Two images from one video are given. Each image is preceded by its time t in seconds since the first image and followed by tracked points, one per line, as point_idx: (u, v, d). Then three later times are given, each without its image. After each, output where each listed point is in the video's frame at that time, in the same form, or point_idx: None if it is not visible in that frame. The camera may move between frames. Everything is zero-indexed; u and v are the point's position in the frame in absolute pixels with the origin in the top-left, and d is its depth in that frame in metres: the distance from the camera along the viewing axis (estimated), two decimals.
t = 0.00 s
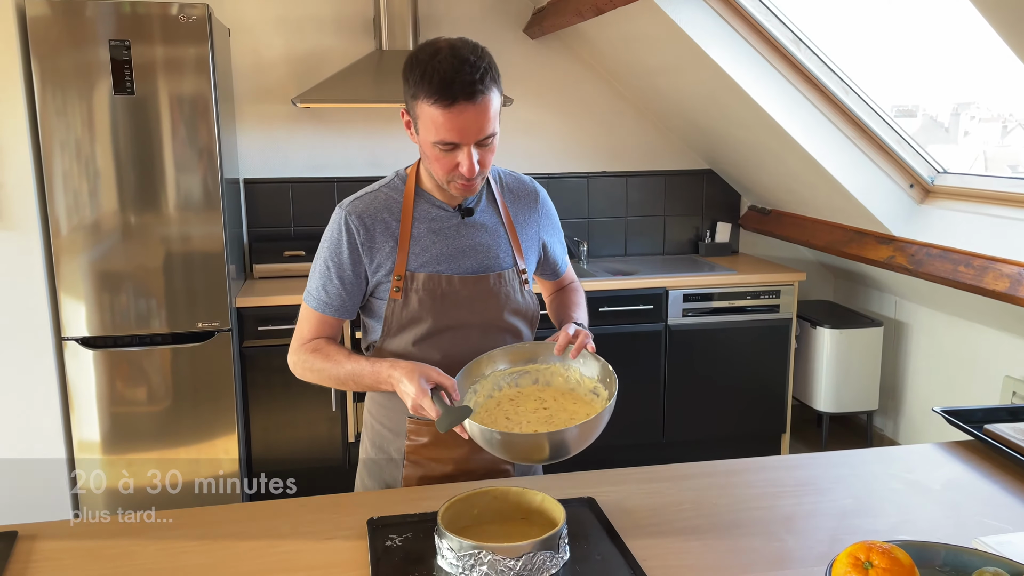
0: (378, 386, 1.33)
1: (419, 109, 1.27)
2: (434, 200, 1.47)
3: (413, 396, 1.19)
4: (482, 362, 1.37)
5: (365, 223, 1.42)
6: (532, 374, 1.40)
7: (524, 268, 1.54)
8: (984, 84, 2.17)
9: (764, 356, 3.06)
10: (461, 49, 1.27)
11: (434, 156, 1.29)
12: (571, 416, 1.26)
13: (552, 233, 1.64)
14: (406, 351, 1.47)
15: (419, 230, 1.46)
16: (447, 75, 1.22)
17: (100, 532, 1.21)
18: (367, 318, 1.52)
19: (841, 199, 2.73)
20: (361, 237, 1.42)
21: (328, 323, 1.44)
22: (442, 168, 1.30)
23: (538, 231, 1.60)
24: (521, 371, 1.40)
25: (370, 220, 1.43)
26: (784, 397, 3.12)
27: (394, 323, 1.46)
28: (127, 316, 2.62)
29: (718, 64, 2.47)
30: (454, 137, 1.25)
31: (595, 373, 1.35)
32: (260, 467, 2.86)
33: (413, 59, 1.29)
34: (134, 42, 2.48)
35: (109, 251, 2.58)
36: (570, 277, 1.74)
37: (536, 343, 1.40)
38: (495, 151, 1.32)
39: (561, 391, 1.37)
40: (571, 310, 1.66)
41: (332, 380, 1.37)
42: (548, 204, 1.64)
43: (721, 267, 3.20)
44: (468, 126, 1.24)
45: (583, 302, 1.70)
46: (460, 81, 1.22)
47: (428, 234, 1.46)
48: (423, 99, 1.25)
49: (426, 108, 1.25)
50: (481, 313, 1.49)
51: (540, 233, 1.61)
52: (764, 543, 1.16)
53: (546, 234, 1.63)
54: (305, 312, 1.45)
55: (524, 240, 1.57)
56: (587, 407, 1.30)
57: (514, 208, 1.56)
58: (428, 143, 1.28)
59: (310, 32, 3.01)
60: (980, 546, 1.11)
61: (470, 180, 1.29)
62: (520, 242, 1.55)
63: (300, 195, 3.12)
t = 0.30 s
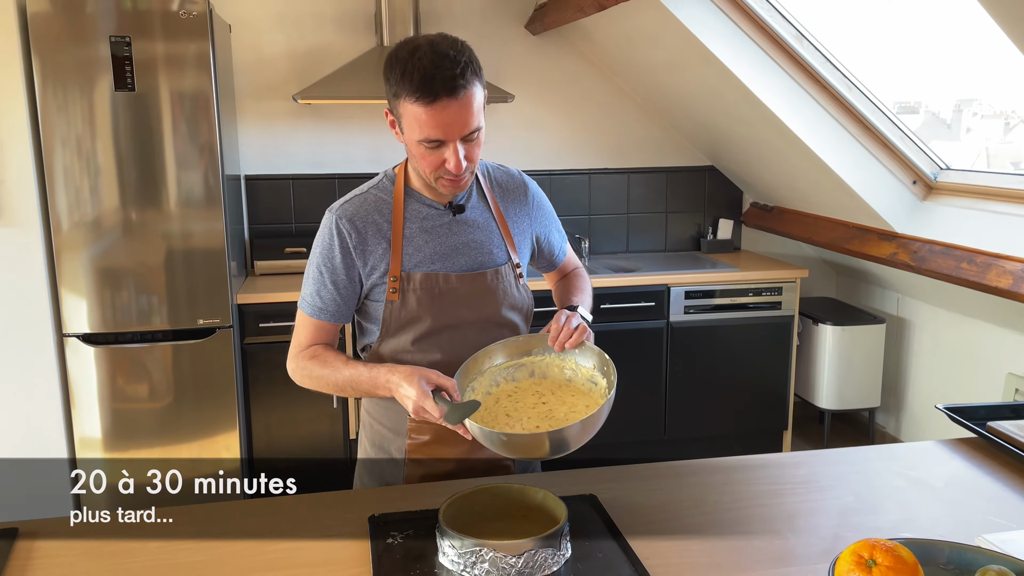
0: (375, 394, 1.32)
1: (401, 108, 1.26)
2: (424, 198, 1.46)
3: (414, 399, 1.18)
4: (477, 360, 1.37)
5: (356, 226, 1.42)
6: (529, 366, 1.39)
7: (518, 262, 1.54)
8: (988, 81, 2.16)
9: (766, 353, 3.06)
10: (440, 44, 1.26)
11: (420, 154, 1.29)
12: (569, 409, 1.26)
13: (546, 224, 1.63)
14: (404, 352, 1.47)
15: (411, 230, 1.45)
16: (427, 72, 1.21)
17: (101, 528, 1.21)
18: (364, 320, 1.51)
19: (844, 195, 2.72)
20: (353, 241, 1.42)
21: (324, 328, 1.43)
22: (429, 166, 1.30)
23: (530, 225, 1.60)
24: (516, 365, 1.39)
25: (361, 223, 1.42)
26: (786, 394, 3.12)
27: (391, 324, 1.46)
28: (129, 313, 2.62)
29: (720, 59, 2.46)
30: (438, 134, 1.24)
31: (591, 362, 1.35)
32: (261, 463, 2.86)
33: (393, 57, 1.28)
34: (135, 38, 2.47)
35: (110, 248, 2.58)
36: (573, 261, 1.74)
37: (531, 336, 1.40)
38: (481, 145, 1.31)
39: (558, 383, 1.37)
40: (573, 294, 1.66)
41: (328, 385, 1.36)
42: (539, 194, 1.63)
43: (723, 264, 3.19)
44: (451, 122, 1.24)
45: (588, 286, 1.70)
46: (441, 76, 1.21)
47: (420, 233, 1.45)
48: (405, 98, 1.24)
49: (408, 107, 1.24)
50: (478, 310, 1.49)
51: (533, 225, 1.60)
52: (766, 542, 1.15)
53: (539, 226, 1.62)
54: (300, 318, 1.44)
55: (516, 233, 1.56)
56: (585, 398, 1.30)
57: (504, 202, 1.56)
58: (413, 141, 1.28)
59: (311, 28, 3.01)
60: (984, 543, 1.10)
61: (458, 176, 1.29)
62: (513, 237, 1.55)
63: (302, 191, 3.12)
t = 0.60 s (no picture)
0: (365, 397, 1.31)
1: (389, 110, 1.26)
2: (418, 197, 1.45)
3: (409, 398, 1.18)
4: (478, 354, 1.35)
5: (349, 227, 1.41)
6: (528, 353, 1.39)
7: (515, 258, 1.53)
8: (990, 77, 2.15)
9: (768, 350, 3.05)
10: (427, 43, 1.25)
11: (411, 155, 1.29)
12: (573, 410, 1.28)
13: (544, 216, 1.62)
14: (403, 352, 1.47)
15: (405, 230, 1.44)
16: (414, 73, 1.20)
17: (102, 526, 1.20)
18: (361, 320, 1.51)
19: (846, 192, 2.72)
20: (347, 242, 1.41)
21: (320, 330, 1.43)
22: (420, 167, 1.29)
23: (527, 220, 1.59)
24: (515, 352, 1.38)
25: (354, 224, 1.41)
26: (788, 391, 3.12)
27: (389, 325, 1.46)
28: (130, 309, 2.62)
29: (723, 55, 2.45)
30: (428, 136, 1.24)
31: (592, 355, 1.36)
32: (262, 460, 2.86)
33: (377, 58, 1.27)
34: (135, 34, 2.46)
35: (110, 244, 2.57)
36: (575, 246, 1.73)
37: (530, 325, 1.37)
38: (472, 143, 1.31)
39: (559, 371, 1.38)
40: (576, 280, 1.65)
41: (319, 383, 1.35)
42: (534, 184, 1.61)
43: (725, 260, 3.19)
44: (440, 123, 1.23)
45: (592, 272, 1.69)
46: (427, 78, 1.20)
47: (415, 233, 1.45)
48: (392, 101, 1.23)
49: (395, 110, 1.24)
50: (476, 309, 1.48)
51: (529, 219, 1.59)
52: (768, 539, 1.15)
53: (536, 219, 1.61)
54: (296, 320, 1.44)
55: (512, 228, 1.55)
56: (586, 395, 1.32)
57: (498, 197, 1.54)
58: (402, 142, 1.27)
59: (313, 25, 3.00)
60: (986, 541, 1.10)
61: (450, 175, 1.28)
62: (509, 233, 1.54)
63: (303, 188, 3.11)
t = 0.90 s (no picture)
0: (320, 355, 1.29)
1: (374, 115, 1.25)
2: (409, 197, 1.45)
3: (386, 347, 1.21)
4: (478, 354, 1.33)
5: (340, 225, 1.41)
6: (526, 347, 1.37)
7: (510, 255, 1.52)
8: (991, 74, 2.15)
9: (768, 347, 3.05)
10: (407, 45, 1.23)
11: (399, 158, 1.29)
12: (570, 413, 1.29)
13: (539, 210, 1.61)
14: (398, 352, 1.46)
15: (397, 230, 1.44)
16: (396, 78, 1.19)
17: (102, 525, 1.20)
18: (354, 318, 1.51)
19: (846, 189, 2.72)
20: (337, 240, 1.41)
21: (297, 326, 1.42)
22: (411, 170, 1.29)
23: (520, 216, 1.58)
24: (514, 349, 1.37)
25: (345, 222, 1.42)
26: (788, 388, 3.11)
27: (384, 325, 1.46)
28: (130, 307, 2.62)
29: (723, 52, 2.45)
30: (415, 141, 1.24)
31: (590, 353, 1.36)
32: (262, 457, 2.86)
33: (359, 61, 1.25)
34: (135, 31, 2.46)
35: (110, 242, 2.57)
36: (576, 233, 1.71)
37: (528, 322, 1.35)
38: (459, 143, 1.31)
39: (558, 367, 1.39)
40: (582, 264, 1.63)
41: (283, 347, 1.35)
42: (529, 175, 1.60)
43: (725, 258, 3.18)
44: (426, 127, 1.22)
45: (598, 259, 1.66)
46: (409, 82, 1.19)
47: (406, 232, 1.45)
48: (376, 107, 1.23)
49: (380, 115, 1.23)
50: (473, 309, 1.48)
51: (524, 214, 1.59)
52: (768, 536, 1.15)
53: (531, 213, 1.60)
54: (274, 314, 1.43)
55: (505, 225, 1.55)
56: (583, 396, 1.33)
57: (491, 193, 1.54)
58: (390, 147, 1.27)
59: (313, 22, 3.00)
60: (986, 538, 1.10)
61: (439, 177, 1.28)
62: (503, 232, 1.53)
63: (303, 185, 3.11)
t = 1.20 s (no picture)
0: (321, 329, 1.26)
1: (356, 121, 1.24)
2: (399, 197, 1.45)
3: (399, 327, 1.21)
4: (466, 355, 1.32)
5: (332, 220, 1.42)
6: (519, 346, 1.35)
7: (503, 256, 1.52)
8: (990, 71, 2.15)
9: (767, 344, 3.06)
10: (386, 48, 1.22)
11: (385, 163, 1.28)
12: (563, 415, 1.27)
13: (531, 208, 1.60)
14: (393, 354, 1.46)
15: (388, 230, 1.44)
16: (375, 85, 1.18)
17: (103, 524, 1.20)
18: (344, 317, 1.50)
19: (845, 187, 2.72)
20: (328, 236, 1.41)
21: (276, 318, 1.39)
22: (397, 175, 1.29)
23: (513, 216, 1.57)
24: (507, 346, 1.35)
25: (337, 218, 1.42)
26: (786, 386, 3.12)
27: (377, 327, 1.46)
28: (129, 306, 2.62)
29: (721, 50, 2.45)
30: (398, 146, 1.23)
31: (584, 350, 1.32)
32: (261, 455, 2.86)
33: (338, 68, 1.24)
34: (133, 30, 2.46)
35: (110, 240, 2.57)
36: (575, 226, 1.68)
37: (514, 322, 1.32)
38: (444, 145, 1.30)
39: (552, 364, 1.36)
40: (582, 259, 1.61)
41: (277, 328, 1.31)
42: (520, 172, 1.59)
43: (724, 256, 3.18)
44: (408, 133, 1.21)
45: (597, 254, 1.63)
46: (389, 89, 1.18)
47: (397, 233, 1.45)
48: (358, 113, 1.22)
49: (362, 122, 1.22)
50: (467, 311, 1.48)
51: (516, 213, 1.58)
52: (767, 534, 1.15)
53: (523, 212, 1.59)
54: (253, 305, 1.40)
55: (497, 225, 1.55)
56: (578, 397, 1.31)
57: (482, 192, 1.54)
58: (374, 152, 1.27)
59: (311, 20, 3.00)
60: (984, 535, 1.11)
61: (425, 181, 1.28)
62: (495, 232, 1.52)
63: (302, 183, 3.11)
